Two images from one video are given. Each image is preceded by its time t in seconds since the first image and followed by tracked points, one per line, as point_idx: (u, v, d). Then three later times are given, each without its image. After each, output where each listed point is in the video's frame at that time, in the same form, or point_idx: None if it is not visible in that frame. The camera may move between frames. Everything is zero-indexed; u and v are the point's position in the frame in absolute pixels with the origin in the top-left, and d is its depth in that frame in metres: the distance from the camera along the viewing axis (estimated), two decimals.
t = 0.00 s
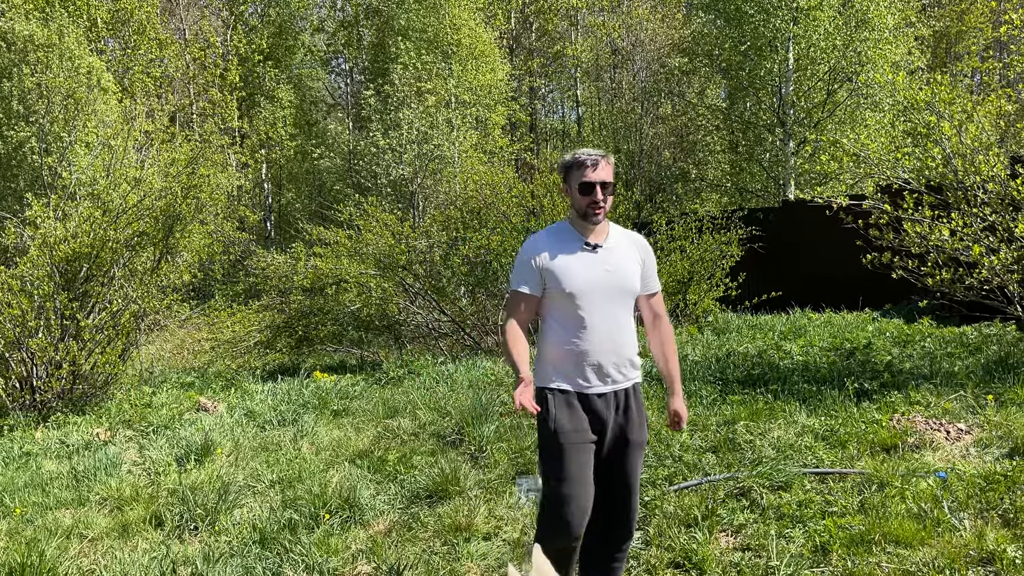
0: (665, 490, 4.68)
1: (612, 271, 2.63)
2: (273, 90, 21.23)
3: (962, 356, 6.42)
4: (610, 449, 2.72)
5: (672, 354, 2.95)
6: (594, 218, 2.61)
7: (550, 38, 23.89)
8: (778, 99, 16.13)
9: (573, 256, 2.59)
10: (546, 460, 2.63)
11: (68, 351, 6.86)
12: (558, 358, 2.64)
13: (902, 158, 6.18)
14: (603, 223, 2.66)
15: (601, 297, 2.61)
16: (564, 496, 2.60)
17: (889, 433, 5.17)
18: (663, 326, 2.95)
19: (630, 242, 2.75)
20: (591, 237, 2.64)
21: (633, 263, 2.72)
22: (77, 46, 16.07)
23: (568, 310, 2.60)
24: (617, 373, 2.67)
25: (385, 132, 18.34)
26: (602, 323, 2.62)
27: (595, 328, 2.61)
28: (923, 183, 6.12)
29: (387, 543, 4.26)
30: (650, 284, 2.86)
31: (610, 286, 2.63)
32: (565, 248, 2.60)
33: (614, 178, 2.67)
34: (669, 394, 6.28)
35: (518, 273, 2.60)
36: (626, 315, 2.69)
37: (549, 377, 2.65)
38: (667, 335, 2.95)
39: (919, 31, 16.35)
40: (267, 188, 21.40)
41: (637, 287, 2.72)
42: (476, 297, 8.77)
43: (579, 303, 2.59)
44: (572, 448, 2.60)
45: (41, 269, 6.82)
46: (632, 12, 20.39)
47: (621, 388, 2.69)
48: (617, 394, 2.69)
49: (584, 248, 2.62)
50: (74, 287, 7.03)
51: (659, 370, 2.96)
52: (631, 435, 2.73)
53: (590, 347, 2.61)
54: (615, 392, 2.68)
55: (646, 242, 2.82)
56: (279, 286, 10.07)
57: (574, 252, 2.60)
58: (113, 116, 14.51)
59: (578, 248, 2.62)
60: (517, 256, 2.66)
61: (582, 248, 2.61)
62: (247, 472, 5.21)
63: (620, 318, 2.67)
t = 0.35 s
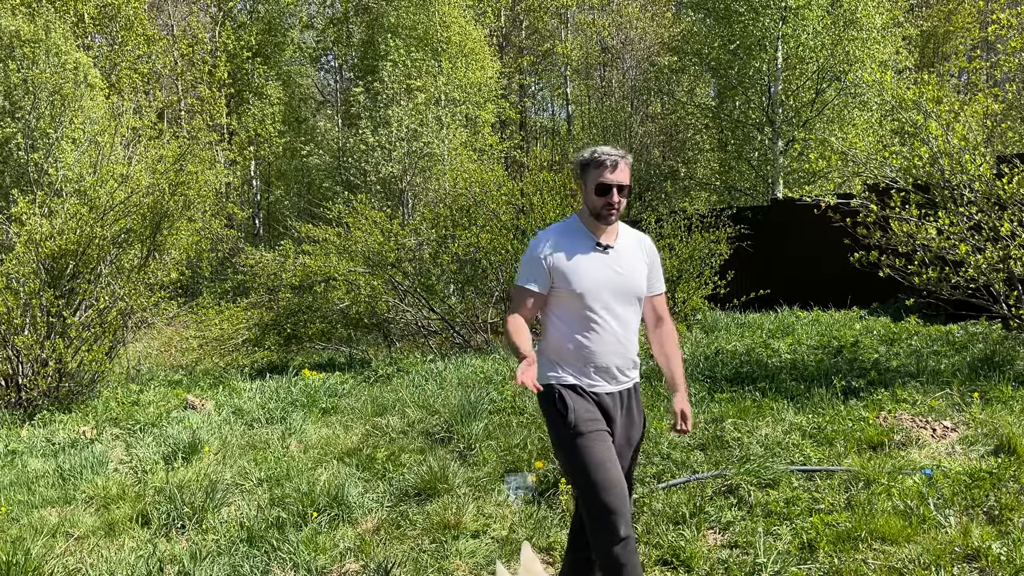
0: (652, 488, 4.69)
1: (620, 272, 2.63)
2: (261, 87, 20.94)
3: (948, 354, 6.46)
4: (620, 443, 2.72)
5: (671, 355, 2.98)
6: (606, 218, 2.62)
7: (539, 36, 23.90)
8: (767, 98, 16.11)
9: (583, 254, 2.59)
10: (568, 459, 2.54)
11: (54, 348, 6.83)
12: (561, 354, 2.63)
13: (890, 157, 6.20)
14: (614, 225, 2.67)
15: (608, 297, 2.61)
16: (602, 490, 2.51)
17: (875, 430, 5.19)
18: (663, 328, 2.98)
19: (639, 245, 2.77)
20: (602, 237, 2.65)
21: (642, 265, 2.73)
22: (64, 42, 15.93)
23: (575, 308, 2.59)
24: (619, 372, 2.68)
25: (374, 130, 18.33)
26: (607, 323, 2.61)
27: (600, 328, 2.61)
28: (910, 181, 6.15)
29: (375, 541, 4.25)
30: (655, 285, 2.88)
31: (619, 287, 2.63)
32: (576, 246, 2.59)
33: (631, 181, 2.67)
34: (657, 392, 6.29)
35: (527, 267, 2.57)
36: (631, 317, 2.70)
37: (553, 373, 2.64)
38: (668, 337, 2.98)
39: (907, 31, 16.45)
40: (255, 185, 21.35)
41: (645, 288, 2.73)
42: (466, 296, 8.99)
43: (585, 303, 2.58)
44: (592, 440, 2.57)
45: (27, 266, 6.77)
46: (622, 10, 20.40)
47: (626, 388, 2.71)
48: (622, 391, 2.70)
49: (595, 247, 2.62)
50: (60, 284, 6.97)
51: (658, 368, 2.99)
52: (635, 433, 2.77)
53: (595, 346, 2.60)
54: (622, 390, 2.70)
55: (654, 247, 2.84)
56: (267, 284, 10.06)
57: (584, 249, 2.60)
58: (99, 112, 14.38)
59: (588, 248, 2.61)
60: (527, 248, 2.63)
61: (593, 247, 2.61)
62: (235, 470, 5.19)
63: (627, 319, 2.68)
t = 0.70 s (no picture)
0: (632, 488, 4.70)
1: (625, 271, 2.58)
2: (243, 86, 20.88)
3: (925, 354, 6.53)
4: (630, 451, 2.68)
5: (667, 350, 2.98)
6: (604, 216, 2.55)
7: (522, 36, 23.95)
8: (749, 100, 16.25)
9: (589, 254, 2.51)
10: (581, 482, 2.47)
11: (31, 348, 6.78)
12: (577, 363, 2.50)
13: (868, 158, 6.24)
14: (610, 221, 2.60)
15: (618, 299, 2.54)
16: (610, 510, 2.48)
17: (853, 430, 5.23)
18: (656, 324, 2.96)
19: (632, 242, 2.74)
20: (600, 236, 2.58)
21: (639, 263, 2.69)
22: (43, 39, 15.76)
23: (586, 312, 2.49)
24: (631, 376, 2.62)
25: (357, 129, 18.30)
26: (619, 325, 2.55)
27: (613, 331, 2.54)
28: (888, 183, 6.20)
29: (355, 542, 4.24)
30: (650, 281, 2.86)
31: (624, 285, 2.57)
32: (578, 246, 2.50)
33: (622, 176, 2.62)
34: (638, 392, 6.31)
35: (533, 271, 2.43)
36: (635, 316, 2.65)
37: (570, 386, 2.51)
38: (661, 332, 2.98)
39: (886, 35, 16.61)
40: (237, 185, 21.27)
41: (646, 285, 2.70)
42: (449, 296, 9.10)
43: (598, 305, 2.49)
44: (608, 461, 2.50)
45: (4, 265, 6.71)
46: (606, 11, 20.46)
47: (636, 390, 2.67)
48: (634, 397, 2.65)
49: (598, 247, 2.55)
50: (37, 283, 6.91)
51: (655, 367, 2.97)
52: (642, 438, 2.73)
53: (609, 351, 2.52)
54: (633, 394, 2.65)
55: (645, 245, 2.83)
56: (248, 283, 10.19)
57: (587, 250, 2.52)
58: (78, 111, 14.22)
59: (590, 247, 2.53)
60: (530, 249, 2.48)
61: (594, 246, 2.54)
62: (214, 471, 5.16)
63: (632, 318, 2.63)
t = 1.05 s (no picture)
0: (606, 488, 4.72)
1: (619, 265, 2.59)
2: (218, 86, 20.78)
3: (893, 355, 6.62)
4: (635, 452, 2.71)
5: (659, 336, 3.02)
6: (588, 212, 2.54)
7: (498, 39, 24.07)
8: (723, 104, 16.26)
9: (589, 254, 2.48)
10: (579, 489, 2.52)
11: None
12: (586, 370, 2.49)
13: (838, 162, 6.32)
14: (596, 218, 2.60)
15: (620, 297, 2.55)
16: (605, 516, 2.55)
17: (822, 430, 5.28)
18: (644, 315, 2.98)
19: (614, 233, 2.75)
20: (587, 233, 2.57)
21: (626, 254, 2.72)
22: (12, 38, 15.53)
23: (592, 315, 2.46)
24: (638, 372, 2.66)
25: (332, 130, 18.31)
26: (625, 325, 2.57)
27: (621, 332, 2.54)
28: (858, 187, 6.28)
29: (326, 544, 4.22)
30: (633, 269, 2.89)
31: (622, 284, 2.57)
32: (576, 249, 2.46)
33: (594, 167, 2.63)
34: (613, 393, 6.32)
35: (539, 286, 2.32)
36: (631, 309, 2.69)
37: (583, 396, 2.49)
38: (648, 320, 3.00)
39: (858, 41, 16.81)
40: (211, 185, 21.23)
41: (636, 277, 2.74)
42: (424, 297, 9.11)
43: (603, 305, 2.48)
44: (608, 470, 2.54)
45: None
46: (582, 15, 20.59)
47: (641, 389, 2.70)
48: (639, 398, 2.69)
49: (592, 246, 2.52)
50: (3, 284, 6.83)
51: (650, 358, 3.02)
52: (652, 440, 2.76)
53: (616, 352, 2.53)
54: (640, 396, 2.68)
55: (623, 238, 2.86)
56: (221, 286, 10.32)
57: (582, 249, 2.48)
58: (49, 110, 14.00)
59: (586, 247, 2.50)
60: (531, 263, 2.35)
61: (587, 244, 2.52)
62: (185, 474, 5.12)
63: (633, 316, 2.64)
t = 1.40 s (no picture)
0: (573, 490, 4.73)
1: (604, 271, 2.53)
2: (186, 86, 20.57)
3: (858, 357, 6.72)
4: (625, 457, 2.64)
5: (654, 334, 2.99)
6: (573, 216, 2.50)
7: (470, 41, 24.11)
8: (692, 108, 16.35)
9: (570, 263, 2.46)
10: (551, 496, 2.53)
11: None
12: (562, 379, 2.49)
13: (804, 166, 6.38)
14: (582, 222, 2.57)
15: (604, 303, 2.52)
16: (579, 521, 2.51)
17: (788, 431, 5.34)
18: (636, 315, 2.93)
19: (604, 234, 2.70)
20: (571, 237, 2.53)
21: (615, 256, 2.67)
22: None
23: (570, 325, 2.45)
24: (622, 379, 2.61)
25: (302, 130, 18.52)
26: (608, 331, 2.54)
27: (602, 340, 2.52)
28: (824, 191, 6.36)
29: (292, 549, 4.18)
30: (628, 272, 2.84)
31: (605, 291, 2.53)
32: (557, 257, 2.44)
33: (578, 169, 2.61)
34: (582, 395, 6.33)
35: (513, 297, 2.35)
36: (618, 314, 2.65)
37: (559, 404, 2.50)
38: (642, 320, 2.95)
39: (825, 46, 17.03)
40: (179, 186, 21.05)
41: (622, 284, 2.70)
42: (394, 299, 9.42)
43: (584, 313, 2.46)
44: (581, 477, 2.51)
45: None
46: (554, 17, 20.70)
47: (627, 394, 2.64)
48: (625, 404, 2.62)
49: (575, 252, 2.49)
50: None
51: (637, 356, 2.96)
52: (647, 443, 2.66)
53: (594, 362, 2.51)
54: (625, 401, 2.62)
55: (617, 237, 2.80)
56: (186, 288, 10.22)
57: (562, 256, 2.46)
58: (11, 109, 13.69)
59: (568, 253, 2.48)
60: (505, 274, 2.37)
61: (569, 250, 2.49)
62: (149, 479, 5.04)
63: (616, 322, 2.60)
